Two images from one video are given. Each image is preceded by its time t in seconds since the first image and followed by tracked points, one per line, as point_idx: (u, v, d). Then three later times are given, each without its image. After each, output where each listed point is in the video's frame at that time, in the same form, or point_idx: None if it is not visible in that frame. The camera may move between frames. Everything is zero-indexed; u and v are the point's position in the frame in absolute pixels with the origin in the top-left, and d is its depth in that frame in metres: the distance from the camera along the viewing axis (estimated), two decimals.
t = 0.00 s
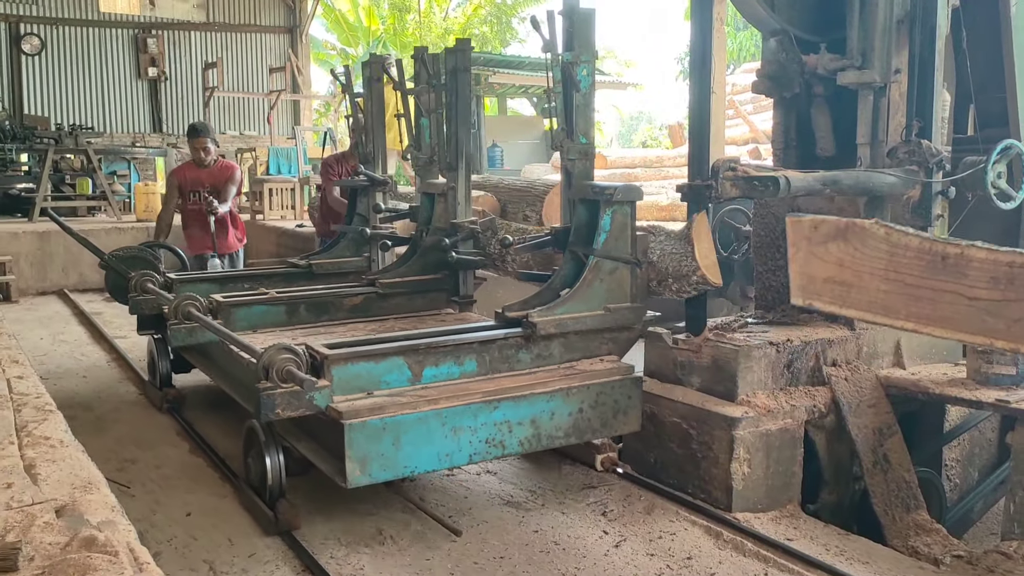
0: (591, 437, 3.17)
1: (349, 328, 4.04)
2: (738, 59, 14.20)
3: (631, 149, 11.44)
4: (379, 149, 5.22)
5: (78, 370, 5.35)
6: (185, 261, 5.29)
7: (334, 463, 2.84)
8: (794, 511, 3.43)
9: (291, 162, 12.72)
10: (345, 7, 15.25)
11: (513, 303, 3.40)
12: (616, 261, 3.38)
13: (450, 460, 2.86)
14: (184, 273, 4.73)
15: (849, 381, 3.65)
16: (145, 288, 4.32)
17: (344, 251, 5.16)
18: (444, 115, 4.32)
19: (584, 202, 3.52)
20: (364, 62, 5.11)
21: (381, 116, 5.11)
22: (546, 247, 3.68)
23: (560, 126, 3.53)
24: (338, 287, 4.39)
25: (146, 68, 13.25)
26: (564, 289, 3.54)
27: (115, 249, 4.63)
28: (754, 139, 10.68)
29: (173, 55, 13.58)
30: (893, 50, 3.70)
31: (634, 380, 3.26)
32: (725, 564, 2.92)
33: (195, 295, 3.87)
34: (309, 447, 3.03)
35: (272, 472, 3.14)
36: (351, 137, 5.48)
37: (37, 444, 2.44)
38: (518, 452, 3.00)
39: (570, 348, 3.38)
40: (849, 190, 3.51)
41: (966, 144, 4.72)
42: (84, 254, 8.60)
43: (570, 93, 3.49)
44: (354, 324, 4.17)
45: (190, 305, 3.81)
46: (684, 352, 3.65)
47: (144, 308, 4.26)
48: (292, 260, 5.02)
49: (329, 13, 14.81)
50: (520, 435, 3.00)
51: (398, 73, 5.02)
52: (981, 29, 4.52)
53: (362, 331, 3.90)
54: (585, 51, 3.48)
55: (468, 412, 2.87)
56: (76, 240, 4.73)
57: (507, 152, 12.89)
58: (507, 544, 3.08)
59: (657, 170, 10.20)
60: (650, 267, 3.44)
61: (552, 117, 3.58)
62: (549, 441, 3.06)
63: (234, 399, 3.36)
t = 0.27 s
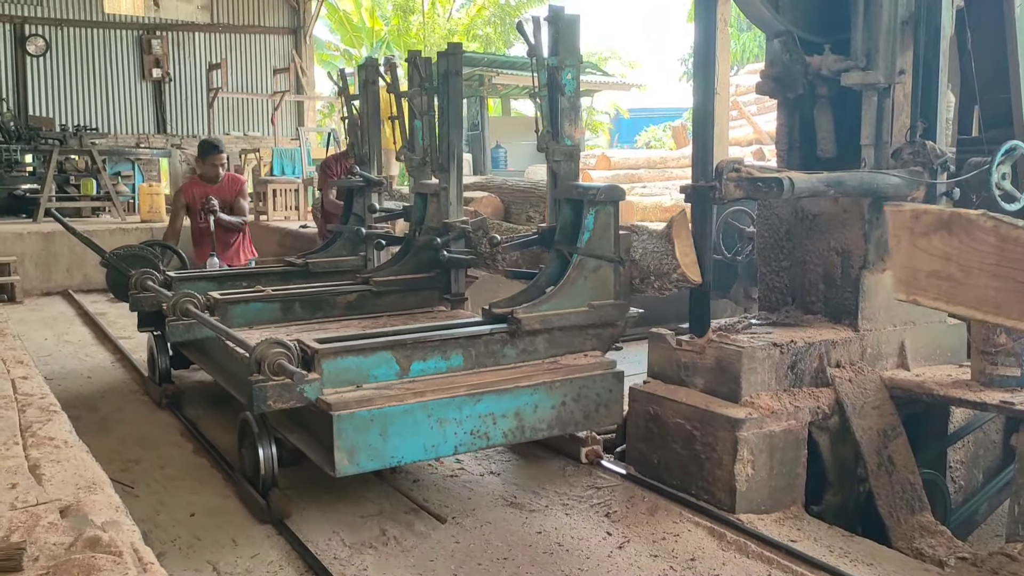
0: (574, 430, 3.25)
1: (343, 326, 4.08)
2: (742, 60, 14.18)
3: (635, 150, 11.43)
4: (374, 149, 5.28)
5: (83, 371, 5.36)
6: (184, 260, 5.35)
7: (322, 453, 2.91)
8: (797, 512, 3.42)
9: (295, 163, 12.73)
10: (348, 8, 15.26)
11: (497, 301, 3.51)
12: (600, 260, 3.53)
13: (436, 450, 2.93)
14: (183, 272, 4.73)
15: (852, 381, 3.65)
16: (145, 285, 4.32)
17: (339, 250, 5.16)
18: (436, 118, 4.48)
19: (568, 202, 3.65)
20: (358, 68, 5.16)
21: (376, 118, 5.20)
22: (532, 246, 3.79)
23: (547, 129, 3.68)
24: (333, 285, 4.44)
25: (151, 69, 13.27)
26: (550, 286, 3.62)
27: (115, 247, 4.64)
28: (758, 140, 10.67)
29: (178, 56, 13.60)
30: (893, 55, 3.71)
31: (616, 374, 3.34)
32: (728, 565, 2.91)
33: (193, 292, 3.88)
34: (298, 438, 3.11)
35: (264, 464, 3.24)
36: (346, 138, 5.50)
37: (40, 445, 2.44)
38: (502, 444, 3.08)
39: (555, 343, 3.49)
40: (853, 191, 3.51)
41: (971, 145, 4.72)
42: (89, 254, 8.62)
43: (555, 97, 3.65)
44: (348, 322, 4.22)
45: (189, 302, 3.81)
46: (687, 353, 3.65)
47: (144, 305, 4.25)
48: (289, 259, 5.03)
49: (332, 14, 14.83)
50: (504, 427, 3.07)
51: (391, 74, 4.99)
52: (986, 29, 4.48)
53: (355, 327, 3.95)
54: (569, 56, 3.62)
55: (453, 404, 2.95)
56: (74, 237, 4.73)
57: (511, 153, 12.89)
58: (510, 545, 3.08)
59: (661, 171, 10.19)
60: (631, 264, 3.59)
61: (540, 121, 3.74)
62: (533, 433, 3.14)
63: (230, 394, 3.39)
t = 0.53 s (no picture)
0: (562, 423, 3.36)
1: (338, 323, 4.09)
2: (745, 61, 14.18)
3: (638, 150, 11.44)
4: (371, 149, 5.31)
5: (87, 371, 5.37)
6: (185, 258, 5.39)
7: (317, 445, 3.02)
8: (800, 513, 3.42)
9: (299, 163, 12.74)
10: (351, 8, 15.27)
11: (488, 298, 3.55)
12: (589, 258, 3.57)
13: (427, 442, 3.04)
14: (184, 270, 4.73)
15: (855, 382, 3.65)
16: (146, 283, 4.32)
17: (338, 249, 5.21)
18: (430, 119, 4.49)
19: (558, 201, 3.67)
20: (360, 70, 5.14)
21: (373, 119, 5.22)
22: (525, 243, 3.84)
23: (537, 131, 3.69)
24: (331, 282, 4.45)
25: (154, 69, 13.29)
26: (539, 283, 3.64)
27: (116, 245, 4.65)
28: (762, 140, 10.64)
29: (181, 56, 13.61)
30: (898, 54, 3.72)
31: (603, 369, 3.45)
32: (731, 565, 2.91)
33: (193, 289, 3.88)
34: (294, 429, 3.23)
35: (258, 455, 3.32)
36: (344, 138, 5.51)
37: (43, 444, 2.45)
38: (492, 436, 3.19)
39: (544, 339, 3.54)
40: (857, 192, 3.50)
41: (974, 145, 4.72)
42: (93, 254, 8.63)
43: (544, 98, 3.66)
44: (344, 319, 4.23)
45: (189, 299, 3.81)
46: (690, 353, 3.64)
47: (146, 303, 4.26)
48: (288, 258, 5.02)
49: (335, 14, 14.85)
50: (494, 420, 3.19)
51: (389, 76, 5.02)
52: (988, 31, 4.52)
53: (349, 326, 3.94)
54: (559, 58, 3.65)
55: (444, 397, 3.06)
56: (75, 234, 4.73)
57: (514, 153, 12.88)
58: (513, 545, 3.09)
59: (664, 171, 10.19)
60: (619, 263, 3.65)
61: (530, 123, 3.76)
62: (521, 425, 3.26)
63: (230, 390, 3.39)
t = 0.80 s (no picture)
0: (554, 418, 3.37)
1: (336, 319, 4.11)
2: (748, 60, 14.16)
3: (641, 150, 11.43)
4: (370, 149, 5.31)
5: (89, 369, 5.38)
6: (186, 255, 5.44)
7: (310, 438, 3.03)
8: (803, 513, 3.42)
9: (302, 162, 12.75)
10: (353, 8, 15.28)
11: (484, 294, 3.64)
12: (582, 255, 3.68)
13: (420, 436, 3.05)
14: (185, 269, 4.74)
15: (858, 382, 3.64)
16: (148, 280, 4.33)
17: (337, 248, 5.22)
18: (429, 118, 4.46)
19: (552, 199, 3.76)
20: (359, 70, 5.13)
21: (374, 120, 5.20)
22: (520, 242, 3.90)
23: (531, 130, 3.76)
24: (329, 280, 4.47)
25: (157, 68, 13.29)
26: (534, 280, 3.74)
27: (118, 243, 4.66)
28: (764, 139, 10.62)
29: (183, 55, 13.62)
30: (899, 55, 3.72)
31: (594, 365, 3.46)
32: (733, 565, 2.91)
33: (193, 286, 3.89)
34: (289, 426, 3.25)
35: (255, 448, 3.44)
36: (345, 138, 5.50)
37: (46, 442, 2.45)
38: (485, 430, 3.20)
39: (537, 335, 3.61)
40: (859, 192, 3.50)
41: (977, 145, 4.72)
42: (96, 253, 8.64)
43: (539, 98, 3.71)
44: (340, 315, 4.22)
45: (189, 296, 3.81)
46: (693, 353, 3.64)
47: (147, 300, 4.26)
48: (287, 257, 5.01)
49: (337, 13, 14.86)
50: (486, 415, 3.20)
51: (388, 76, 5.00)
52: (993, 30, 4.53)
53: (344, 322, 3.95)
54: (553, 59, 3.70)
55: (436, 392, 3.07)
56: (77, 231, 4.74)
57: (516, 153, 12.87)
58: (516, 544, 3.08)
59: (667, 171, 10.19)
60: (614, 260, 3.75)
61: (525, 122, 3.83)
62: (514, 420, 3.27)
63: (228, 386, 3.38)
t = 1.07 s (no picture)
0: (595, 434, 3.15)
1: (351, 326, 3.98)
2: (745, 58, 14.14)
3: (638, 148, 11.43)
4: (390, 147, 5.23)
5: (87, 368, 5.37)
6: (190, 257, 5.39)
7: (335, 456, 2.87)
8: (800, 510, 3.42)
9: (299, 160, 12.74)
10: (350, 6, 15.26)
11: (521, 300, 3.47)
12: (625, 259, 3.53)
13: (453, 455, 2.84)
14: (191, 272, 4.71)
15: (856, 379, 3.64)
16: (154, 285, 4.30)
17: (354, 249, 5.18)
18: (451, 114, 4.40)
19: (595, 199, 3.62)
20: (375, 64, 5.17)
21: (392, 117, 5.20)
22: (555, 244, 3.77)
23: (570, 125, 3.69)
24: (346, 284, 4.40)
25: (154, 66, 13.27)
26: (573, 286, 3.62)
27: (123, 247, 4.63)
28: (762, 137, 10.63)
29: (181, 53, 13.60)
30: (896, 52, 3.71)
31: (637, 377, 3.24)
32: (730, 563, 2.91)
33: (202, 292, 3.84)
34: (316, 446, 3.04)
35: (275, 469, 3.21)
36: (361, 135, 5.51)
37: (43, 441, 2.44)
38: (523, 449, 2.99)
39: (572, 345, 3.43)
40: (857, 189, 3.49)
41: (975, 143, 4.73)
42: (94, 252, 8.62)
43: (579, 92, 3.63)
44: (358, 321, 4.15)
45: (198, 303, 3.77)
46: (691, 352, 3.63)
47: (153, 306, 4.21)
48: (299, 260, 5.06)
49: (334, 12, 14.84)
50: (524, 432, 2.98)
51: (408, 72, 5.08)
52: (988, 28, 4.54)
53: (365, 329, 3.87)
54: (594, 50, 3.58)
55: (470, 408, 2.85)
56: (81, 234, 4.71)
57: (513, 151, 12.87)
58: (513, 542, 3.08)
59: (664, 169, 10.18)
60: (658, 263, 3.62)
61: (563, 115, 3.74)
62: (553, 437, 3.05)
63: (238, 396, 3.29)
